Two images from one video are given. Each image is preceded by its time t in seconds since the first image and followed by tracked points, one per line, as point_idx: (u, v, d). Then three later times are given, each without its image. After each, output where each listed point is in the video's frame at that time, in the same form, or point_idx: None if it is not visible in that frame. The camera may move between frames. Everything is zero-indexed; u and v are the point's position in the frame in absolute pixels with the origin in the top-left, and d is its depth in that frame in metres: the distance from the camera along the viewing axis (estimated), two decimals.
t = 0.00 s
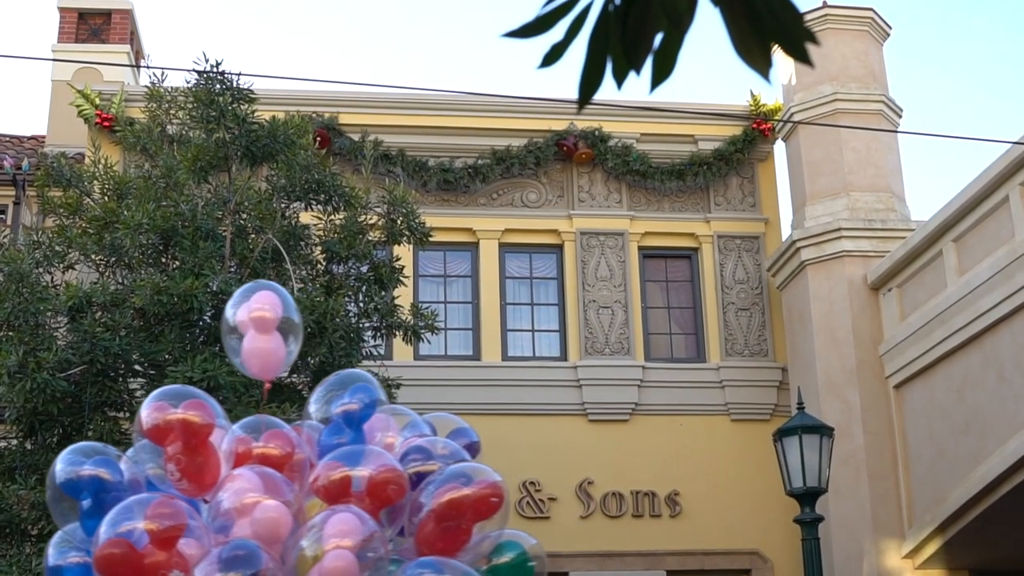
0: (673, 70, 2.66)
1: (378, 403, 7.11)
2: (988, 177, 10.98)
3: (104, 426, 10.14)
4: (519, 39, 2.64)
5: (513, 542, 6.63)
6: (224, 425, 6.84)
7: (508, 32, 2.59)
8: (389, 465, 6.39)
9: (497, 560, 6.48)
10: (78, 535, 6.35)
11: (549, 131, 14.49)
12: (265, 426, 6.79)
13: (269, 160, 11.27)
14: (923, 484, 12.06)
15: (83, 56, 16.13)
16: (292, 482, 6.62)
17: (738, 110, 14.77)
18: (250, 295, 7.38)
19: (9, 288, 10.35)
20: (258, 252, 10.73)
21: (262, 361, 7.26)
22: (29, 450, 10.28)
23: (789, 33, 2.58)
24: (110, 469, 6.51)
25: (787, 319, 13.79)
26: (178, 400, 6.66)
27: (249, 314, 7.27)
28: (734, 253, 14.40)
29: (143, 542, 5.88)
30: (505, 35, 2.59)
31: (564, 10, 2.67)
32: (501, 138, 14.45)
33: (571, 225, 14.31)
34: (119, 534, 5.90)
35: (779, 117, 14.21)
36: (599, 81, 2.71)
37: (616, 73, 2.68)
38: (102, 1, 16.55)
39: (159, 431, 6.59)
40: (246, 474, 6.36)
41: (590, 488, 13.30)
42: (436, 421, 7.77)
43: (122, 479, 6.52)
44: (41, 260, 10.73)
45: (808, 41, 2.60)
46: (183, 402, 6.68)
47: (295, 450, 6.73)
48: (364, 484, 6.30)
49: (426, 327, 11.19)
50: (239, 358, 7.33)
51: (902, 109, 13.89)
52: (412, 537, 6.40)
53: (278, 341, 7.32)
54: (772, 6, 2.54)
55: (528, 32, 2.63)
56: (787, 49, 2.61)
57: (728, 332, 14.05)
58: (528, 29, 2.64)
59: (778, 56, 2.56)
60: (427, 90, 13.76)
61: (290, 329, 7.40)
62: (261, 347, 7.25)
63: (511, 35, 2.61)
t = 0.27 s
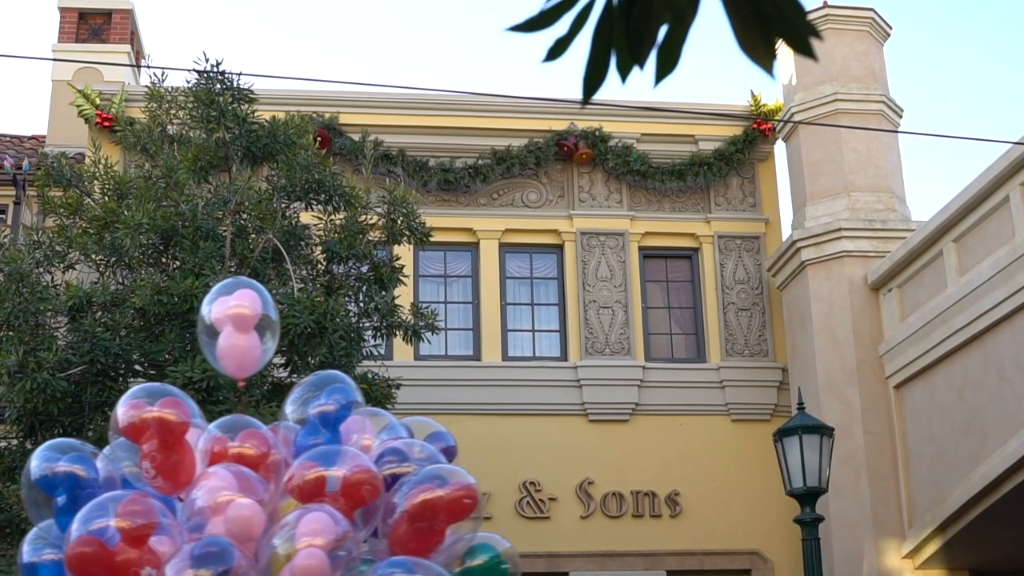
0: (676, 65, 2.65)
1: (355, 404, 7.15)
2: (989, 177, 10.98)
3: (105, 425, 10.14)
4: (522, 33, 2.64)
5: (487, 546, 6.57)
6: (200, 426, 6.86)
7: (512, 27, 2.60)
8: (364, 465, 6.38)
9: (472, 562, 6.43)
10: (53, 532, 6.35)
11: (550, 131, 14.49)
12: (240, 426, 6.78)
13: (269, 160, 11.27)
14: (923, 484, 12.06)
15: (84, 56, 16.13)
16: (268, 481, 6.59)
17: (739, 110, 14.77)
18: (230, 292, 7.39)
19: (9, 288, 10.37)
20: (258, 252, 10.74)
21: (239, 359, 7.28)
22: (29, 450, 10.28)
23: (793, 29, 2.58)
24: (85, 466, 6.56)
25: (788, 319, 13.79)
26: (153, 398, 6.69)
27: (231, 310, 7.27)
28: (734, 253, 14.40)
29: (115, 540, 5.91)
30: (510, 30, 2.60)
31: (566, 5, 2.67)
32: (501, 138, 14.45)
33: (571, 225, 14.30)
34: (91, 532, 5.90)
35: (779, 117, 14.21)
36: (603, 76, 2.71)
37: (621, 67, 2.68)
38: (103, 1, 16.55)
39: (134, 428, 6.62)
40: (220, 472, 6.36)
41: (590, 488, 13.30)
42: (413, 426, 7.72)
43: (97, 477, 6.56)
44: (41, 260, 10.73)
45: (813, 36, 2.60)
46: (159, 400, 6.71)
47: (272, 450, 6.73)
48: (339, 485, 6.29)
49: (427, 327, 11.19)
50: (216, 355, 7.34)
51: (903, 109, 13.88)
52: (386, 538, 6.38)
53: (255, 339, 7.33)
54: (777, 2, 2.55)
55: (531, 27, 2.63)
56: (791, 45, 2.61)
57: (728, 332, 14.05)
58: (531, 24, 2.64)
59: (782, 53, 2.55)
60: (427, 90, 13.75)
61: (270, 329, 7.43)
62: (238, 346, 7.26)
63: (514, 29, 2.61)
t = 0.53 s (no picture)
0: (678, 61, 2.65)
1: (330, 406, 7.19)
2: (989, 177, 10.98)
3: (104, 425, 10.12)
4: (523, 29, 2.64)
5: (460, 547, 6.63)
6: (175, 424, 6.95)
7: (512, 22, 2.59)
8: (338, 466, 6.49)
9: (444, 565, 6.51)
10: (27, 528, 6.59)
11: (549, 131, 14.49)
12: (218, 425, 6.87)
13: (269, 160, 11.27)
14: (923, 484, 12.06)
15: (84, 55, 16.13)
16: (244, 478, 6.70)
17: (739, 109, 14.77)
18: (211, 291, 7.41)
19: (9, 288, 10.38)
20: (257, 252, 10.74)
21: (218, 360, 7.31)
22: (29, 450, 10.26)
23: (795, 25, 2.58)
24: (59, 461, 6.80)
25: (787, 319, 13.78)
26: (128, 395, 6.77)
27: (215, 310, 7.30)
28: (734, 252, 14.40)
29: (84, 538, 6.10)
30: (510, 25, 2.59)
31: (566, 2, 2.67)
32: (500, 137, 14.44)
33: (570, 224, 14.30)
34: (61, 531, 6.09)
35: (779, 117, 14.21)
36: (604, 73, 2.70)
37: (621, 63, 2.67)
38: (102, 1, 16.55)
39: (109, 426, 6.70)
40: (194, 470, 6.44)
41: (590, 487, 13.30)
42: (390, 429, 7.78)
43: (72, 473, 6.80)
44: (41, 259, 10.73)
45: (813, 32, 2.60)
46: (134, 397, 6.79)
47: (247, 450, 6.80)
48: (313, 484, 6.41)
49: (426, 326, 11.18)
50: (194, 355, 7.36)
51: (903, 109, 13.88)
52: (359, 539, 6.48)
53: (235, 340, 7.36)
54: None
55: (532, 23, 2.62)
56: (793, 40, 2.61)
57: (727, 332, 14.04)
58: (532, 20, 2.64)
59: (783, 49, 2.55)
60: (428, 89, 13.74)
61: (251, 329, 7.49)
62: (218, 346, 7.29)
63: (516, 24, 2.61)
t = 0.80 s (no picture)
0: (674, 59, 2.65)
1: (307, 404, 7.24)
2: (989, 175, 10.98)
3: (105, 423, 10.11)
4: (520, 27, 2.64)
5: (435, 546, 6.78)
6: (152, 421, 7.05)
7: (509, 20, 2.59)
8: (314, 462, 6.62)
9: (417, 564, 6.65)
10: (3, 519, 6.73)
11: (549, 128, 14.49)
12: (194, 424, 6.99)
13: (268, 157, 11.26)
14: (923, 481, 12.06)
15: (84, 52, 16.13)
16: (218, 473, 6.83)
17: (738, 107, 14.77)
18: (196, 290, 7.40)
19: (9, 285, 10.39)
20: (257, 249, 10.75)
21: (200, 359, 7.34)
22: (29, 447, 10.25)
23: (792, 22, 2.58)
24: (35, 453, 6.93)
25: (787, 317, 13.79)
26: (106, 389, 6.88)
27: (200, 309, 7.30)
28: (733, 250, 14.40)
29: (54, 530, 6.10)
30: (506, 24, 2.59)
31: None
32: (500, 135, 14.44)
33: (570, 221, 14.30)
34: (31, 524, 6.10)
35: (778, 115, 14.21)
36: (600, 71, 2.70)
37: (617, 62, 2.67)
38: None
39: (86, 419, 6.80)
40: (169, 464, 6.55)
41: (589, 484, 13.30)
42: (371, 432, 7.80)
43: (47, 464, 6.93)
44: (41, 256, 10.73)
45: (810, 30, 2.60)
46: (111, 390, 6.89)
47: (222, 448, 6.92)
48: (288, 480, 6.52)
49: (426, 323, 11.17)
50: (176, 353, 7.38)
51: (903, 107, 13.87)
52: (332, 536, 6.64)
53: (218, 340, 7.38)
54: None
55: (528, 21, 2.63)
56: (788, 37, 2.61)
57: (727, 330, 14.04)
58: (529, 18, 2.64)
59: (780, 47, 2.56)
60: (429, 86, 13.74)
61: (235, 329, 7.51)
62: (200, 346, 7.31)
63: (513, 23, 2.61)
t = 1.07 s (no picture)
0: (668, 60, 2.65)
1: (283, 404, 7.25)
2: (990, 173, 10.98)
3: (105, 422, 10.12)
4: (513, 28, 2.64)
5: (411, 547, 6.78)
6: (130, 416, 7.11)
7: (503, 21, 2.59)
8: (290, 459, 6.69)
9: (393, 563, 6.69)
10: None
11: (550, 127, 14.48)
12: (172, 421, 7.00)
13: (269, 156, 11.26)
14: (924, 479, 12.07)
15: (85, 51, 16.15)
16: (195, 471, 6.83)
17: (739, 105, 14.76)
18: (184, 292, 7.41)
19: (11, 284, 10.40)
20: (258, 248, 10.75)
21: (184, 362, 7.34)
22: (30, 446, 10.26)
23: (787, 21, 2.58)
24: (12, 445, 6.98)
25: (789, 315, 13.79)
26: (83, 382, 6.96)
27: (187, 311, 7.30)
28: (734, 248, 14.39)
29: (30, 516, 6.16)
30: (500, 24, 2.59)
31: None
32: (502, 134, 14.44)
33: (571, 220, 14.30)
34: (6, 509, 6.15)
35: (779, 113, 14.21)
36: (594, 72, 2.69)
37: (612, 62, 2.67)
38: None
39: (63, 413, 6.88)
40: (145, 457, 6.58)
41: (590, 483, 13.30)
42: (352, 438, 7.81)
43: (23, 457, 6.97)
44: (42, 255, 10.74)
45: (804, 28, 2.61)
46: (88, 385, 6.97)
47: (199, 446, 6.94)
48: (263, 476, 6.58)
49: (427, 321, 11.16)
50: (160, 354, 7.38)
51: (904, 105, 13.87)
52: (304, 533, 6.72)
53: (203, 343, 7.37)
54: None
55: (522, 21, 2.62)
56: (784, 36, 2.61)
57: (728, 328, 14.04)
58: (522, 19, 2.63)
59: (775, 46, 2.56)
60: (432, 85, 13.74)
61: (221, 333, 7.51)
62: (185, 349, 7.31)
63: (507, 24, 2.61)
